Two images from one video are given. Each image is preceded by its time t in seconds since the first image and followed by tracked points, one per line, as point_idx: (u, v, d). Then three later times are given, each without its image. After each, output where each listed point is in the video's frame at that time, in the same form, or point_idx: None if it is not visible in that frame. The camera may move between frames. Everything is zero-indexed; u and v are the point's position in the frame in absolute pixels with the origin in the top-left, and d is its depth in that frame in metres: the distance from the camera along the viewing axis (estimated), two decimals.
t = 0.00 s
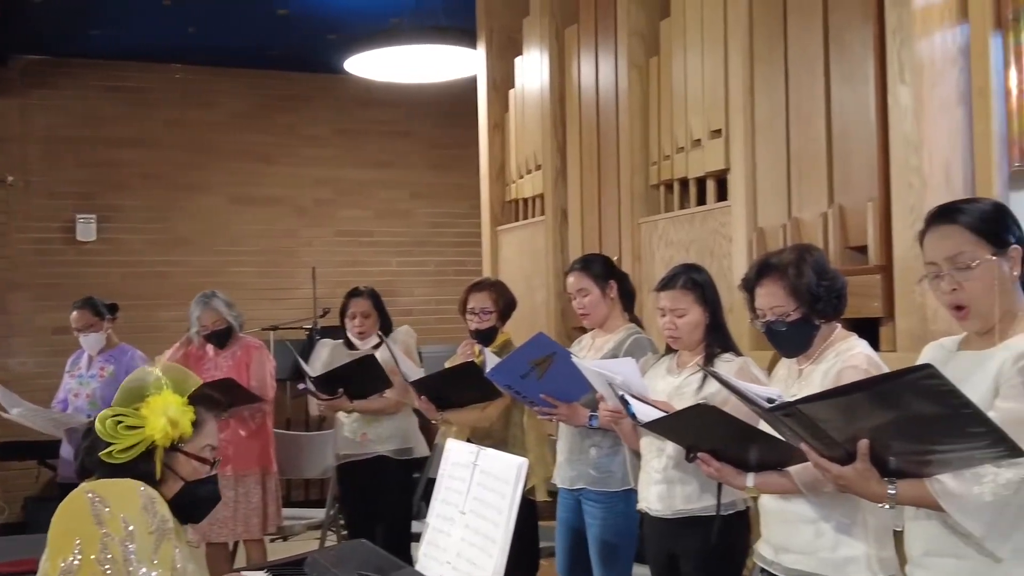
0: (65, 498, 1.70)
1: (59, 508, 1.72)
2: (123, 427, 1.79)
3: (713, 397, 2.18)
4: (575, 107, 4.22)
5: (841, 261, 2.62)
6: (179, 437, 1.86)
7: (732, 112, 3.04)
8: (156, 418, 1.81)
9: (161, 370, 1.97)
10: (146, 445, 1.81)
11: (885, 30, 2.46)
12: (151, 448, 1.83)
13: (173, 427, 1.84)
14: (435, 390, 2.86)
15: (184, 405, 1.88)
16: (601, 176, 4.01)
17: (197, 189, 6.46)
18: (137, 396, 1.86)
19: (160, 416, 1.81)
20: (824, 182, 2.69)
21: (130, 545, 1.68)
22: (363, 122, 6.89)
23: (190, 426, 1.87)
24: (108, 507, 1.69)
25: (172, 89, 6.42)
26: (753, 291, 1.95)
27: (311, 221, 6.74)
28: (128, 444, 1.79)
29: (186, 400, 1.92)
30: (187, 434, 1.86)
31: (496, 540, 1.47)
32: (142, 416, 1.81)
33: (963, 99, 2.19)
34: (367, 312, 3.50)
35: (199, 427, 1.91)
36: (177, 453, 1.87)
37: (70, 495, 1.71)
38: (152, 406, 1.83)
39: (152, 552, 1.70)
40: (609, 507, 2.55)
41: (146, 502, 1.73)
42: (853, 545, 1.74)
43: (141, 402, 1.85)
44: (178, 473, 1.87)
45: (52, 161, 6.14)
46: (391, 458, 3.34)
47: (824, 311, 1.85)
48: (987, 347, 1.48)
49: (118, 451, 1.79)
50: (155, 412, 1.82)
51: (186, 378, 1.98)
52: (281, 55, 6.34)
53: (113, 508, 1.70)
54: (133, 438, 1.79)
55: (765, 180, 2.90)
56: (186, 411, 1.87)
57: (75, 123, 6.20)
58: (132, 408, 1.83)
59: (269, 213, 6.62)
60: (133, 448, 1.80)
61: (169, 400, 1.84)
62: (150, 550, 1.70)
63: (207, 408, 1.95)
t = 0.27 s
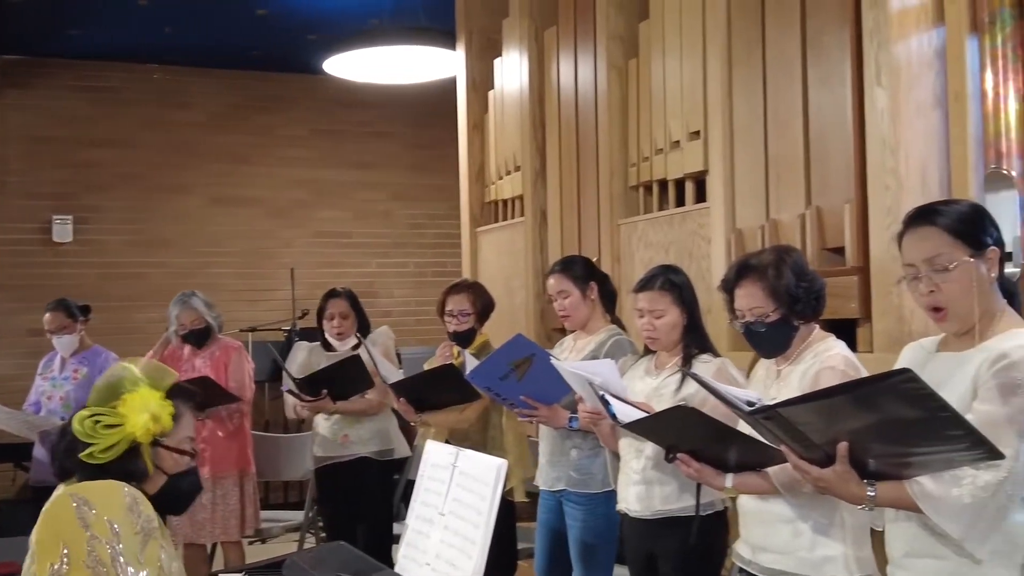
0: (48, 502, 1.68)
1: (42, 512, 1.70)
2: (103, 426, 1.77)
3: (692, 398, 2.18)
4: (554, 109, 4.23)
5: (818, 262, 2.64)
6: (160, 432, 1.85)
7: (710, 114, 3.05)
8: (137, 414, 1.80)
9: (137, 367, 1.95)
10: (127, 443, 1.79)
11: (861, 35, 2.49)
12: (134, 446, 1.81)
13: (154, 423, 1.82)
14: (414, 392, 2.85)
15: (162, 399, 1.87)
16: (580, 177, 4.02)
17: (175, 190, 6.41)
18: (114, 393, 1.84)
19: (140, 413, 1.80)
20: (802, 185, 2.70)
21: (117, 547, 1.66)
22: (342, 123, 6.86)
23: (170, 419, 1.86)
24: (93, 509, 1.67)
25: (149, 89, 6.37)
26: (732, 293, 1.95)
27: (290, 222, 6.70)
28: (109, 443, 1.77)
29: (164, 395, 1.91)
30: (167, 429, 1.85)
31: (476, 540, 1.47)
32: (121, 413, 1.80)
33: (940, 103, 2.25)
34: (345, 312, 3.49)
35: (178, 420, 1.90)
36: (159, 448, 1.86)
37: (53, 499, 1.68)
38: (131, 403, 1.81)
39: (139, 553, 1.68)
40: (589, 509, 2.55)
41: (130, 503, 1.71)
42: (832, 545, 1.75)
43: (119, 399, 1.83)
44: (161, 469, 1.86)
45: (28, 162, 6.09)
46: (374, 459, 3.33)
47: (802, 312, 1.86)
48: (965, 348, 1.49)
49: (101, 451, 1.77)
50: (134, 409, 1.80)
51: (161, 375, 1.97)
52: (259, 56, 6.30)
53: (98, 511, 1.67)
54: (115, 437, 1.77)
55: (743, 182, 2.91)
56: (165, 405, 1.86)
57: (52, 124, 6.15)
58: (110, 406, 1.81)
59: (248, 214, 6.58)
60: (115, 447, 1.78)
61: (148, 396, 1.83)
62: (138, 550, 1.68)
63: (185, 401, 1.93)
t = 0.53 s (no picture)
0: (30, 505, 1.66)
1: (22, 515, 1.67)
2: (76, 427, 1.76)
3: (672, 396, 2.18)
4: (535, 110, 4.23)
5: (798, 262, 2.65)
6: (134, 430, 1.84)
7: (691, 115, 3.06)
8: (109, 415, 1.78)
9: (108, 365, 1.94)
10: (101, 443, 1.78)
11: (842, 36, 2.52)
12: (108, 445, 1.80)
13: (127, 421, 1.81)
14: (396, 393, 2.84)
15: (136, 397, 1.85)
16: (561, 179, 4.02)
17: (155, 190, 6.37)
18: (86, 392, 1.83)
19: (112, 413, 1.79)
20: (782, 186, 2.71)
21: (102, 546, 1.64)
22: (323, 124, 6.83)
23: (144, 417, 1.85)
24: (74, 510, 1.65)
25: (129, 90, 6.32)
26: (713, 293, 1.95)
27: (270, 223, 6.67)
28: (82, 443, 1.76)
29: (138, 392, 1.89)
30: (141, 427, 1.83)
31: (457, 542, 1.46)
32: (93, 413, 1.78)
33: (917, 104, 2.30)
34: (326, 309, 3.47)
35: (152, 417, 1.88)
36: (133, 447, 1.85)
37: (35, 502, 1.66)
38: (103, 402, 1.80)
39: (123, 550, 1.67)
40: (571, 510, 2.56)
41: (111, 502, 1.70)
42: (813, 544, 1.76)
43: (91, 399, 1.82)
44: (135, 466, 1.85)
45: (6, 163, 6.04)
46: (357, 461, 3.31)
47: (783, 313, 1.86)
48: (944, 347, 1.50)
49: (75, 452, 1.76)
50: (107, 408, 1.79)
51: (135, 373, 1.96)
52: (240, 56, 6.27)
53: (80, 511, 1.65)
54: (88, 437, 1.76)
55: (724, 183, 2.93)
56: (139, 403, 1.84)
57: (30, 124, 6.10)
58: (82, 406, 1.80)
59: (228, 215, 6.54)
60: (89, 447, 1.77)
61: (120, 394, 1.82)
62: (121, 548, 1.67)
63: (157, 397, 1.91)
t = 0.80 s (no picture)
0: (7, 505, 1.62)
1: None
2: (56, 429, 1.74)
3: (652, 397, 2.18)
4: (518, 111, 4.23)
5: (780, 263, 2.66)
6: (115, 435, 1.82)
7: (674, 117, 3.07)
8: (90, 417, 1.76)
9: (91, 368, 1.92)
10: (81, 446, 1.76)
11: (823, 38, 2.53)
12: (88, 448, 1.78)
13: (108, 425, 1.79)
14: (379, 394, 2.84)
15: (118, 402, 1.83)
16: (544, 180, 4.02)
17: (135, 191, 6.32)
18: (69, 396, 1.82)
19: (93, 415, 1.77)
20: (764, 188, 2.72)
21: (82, 544, 1.63)
22: (305, 125, 6.81)
23: (125, 423, 1.83)
24: (54, 509, 1.64)
25: (109, 90, 6.28)
26: (696, 294, 1.95)
27: (251, 224, 6.63)
28: (63, 445, 1.74)
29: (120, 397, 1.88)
30: (122, 432, 1.82)
31: (440, 543, 1.45)
32: (75, 416, 1.76)
33: (898, 105, 2.32)
34: (309, 307, 3.47)
35: (134, 423, 1.86)
36: (113, 452, 1.84)
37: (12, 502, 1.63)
38: (84, 405, 1.78)
39: (102, 551, 1.66)
40: (552, 510, 2.55)
41: (90, 503, 1.69)
42: (794, 544, 1.76)
43: (73, 402, 1.81)
44: (115, 472, 1.84)
45: None
46: (341, 463, 3.29)
47: (765, 314, 1.86)
48: (931, 345, 1.51)
49: (54, 454, 1.74)
50: (88, 411, 1.77)
51: (119, 378, 1.94)
52: (221, 57, 6.23)
53: (59, 511, 1.64)
54: (69, 440, 1.74)
55: (706, 185, 2.94)
56: (121, 408, 1.82)
57: (9, 124, 6.05)
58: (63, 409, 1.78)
59: (209, 216, 6.50)
60: (68, 449, 1.75)
61: (102, 398, 1.80)
62: (100, 547, 1.66)
63: (140, 404, 1.90)
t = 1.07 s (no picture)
0: None
1: None
2: (49, 427, 1.73)
3: (635, 398, 2.18)
4: (504, 111, 4.22)
5: (766, 263, 2.65)
6: (107, 435, 1.80)
7: (660, 117, 3.07)
8: (82, 415, 1.75)
9: (88, 366, 1.89)
10: (74, 445, 1.75)
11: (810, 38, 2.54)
12: (80, 447, 1.77)
13: (100, 424, 1.77)
14: (364, 395, 2.82)
15: (112, 402, 1.81)
16: (530, 179, 4.02)
17: (119, 191, 6.27)
18: (62, 395, 1.80)
19: (85, 414, 1.75)
20: (750, 188, 2.72)
21: (74, 543, 1.60)
22: (290, 125, 6.78)
23: (119, 423, 1.81)
24: (46, 507, 1.61)
25: (93, 89, 6.23)
26: (681, 294, 1.93)
27: (236, 224, 6.60)
28: (55, 444, 1.72)
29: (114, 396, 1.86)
30: (115, 432, 1.80)
31: (427, 544, 1.44)
32: (68, 414, 1.75)
33: (883, 105, 2.34)
34: (297, 310, 3.44)
35: (128, 424, 1.84)
36: (105, 452, 1.82)
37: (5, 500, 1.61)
38: (77, 403, 1.76)
39: (93, 551, 1.63)
40: (534, 509, 2.55)
41: (83, 501, 1.66)
42: (779, 542, 1.77)
43: (66, 401, 1.79)
44: (107, 472, 1.83)
45: None
46: (325, 467, 3.27)
47: (750, 314, 1.84)
48: (917, 346, 1.51)
49: (46, 452, 1.72)
50: (81, 410, 1.75)
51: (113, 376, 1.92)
52: (205, 56, 6.19)
53: (52, 508, 1.61)
54: (61, 438, 1.73)
55: (692, 185, 2.94)
56: (114, 407, 1.81)
57: None
58: (56, 407, 1.77)
59: (193, 216, 6.46)
60: (60, 448, 1.74)
61: (95, 397, 1.78)
62: (92, 546, 1.63)
63: (135, 405, 1.88)
